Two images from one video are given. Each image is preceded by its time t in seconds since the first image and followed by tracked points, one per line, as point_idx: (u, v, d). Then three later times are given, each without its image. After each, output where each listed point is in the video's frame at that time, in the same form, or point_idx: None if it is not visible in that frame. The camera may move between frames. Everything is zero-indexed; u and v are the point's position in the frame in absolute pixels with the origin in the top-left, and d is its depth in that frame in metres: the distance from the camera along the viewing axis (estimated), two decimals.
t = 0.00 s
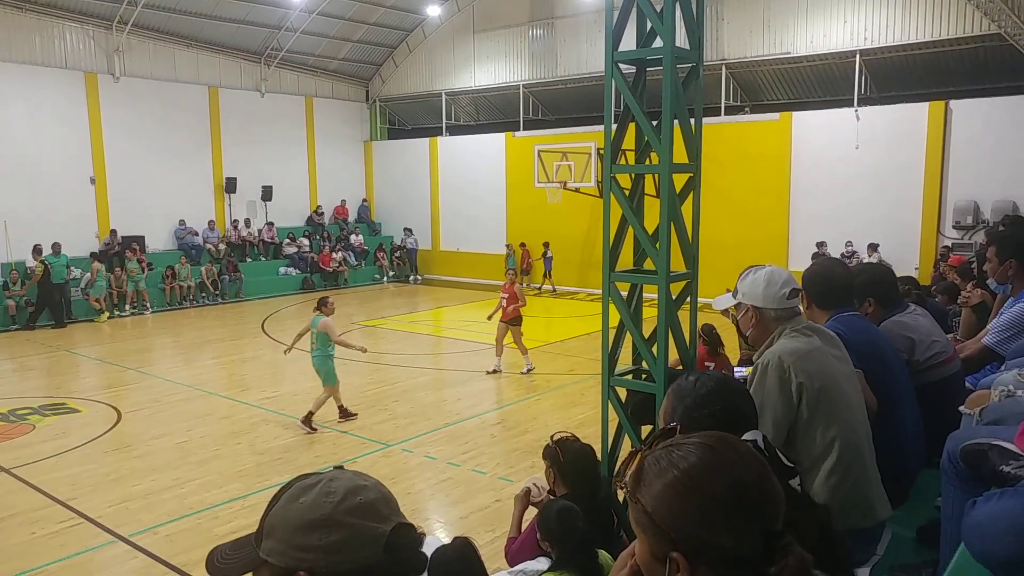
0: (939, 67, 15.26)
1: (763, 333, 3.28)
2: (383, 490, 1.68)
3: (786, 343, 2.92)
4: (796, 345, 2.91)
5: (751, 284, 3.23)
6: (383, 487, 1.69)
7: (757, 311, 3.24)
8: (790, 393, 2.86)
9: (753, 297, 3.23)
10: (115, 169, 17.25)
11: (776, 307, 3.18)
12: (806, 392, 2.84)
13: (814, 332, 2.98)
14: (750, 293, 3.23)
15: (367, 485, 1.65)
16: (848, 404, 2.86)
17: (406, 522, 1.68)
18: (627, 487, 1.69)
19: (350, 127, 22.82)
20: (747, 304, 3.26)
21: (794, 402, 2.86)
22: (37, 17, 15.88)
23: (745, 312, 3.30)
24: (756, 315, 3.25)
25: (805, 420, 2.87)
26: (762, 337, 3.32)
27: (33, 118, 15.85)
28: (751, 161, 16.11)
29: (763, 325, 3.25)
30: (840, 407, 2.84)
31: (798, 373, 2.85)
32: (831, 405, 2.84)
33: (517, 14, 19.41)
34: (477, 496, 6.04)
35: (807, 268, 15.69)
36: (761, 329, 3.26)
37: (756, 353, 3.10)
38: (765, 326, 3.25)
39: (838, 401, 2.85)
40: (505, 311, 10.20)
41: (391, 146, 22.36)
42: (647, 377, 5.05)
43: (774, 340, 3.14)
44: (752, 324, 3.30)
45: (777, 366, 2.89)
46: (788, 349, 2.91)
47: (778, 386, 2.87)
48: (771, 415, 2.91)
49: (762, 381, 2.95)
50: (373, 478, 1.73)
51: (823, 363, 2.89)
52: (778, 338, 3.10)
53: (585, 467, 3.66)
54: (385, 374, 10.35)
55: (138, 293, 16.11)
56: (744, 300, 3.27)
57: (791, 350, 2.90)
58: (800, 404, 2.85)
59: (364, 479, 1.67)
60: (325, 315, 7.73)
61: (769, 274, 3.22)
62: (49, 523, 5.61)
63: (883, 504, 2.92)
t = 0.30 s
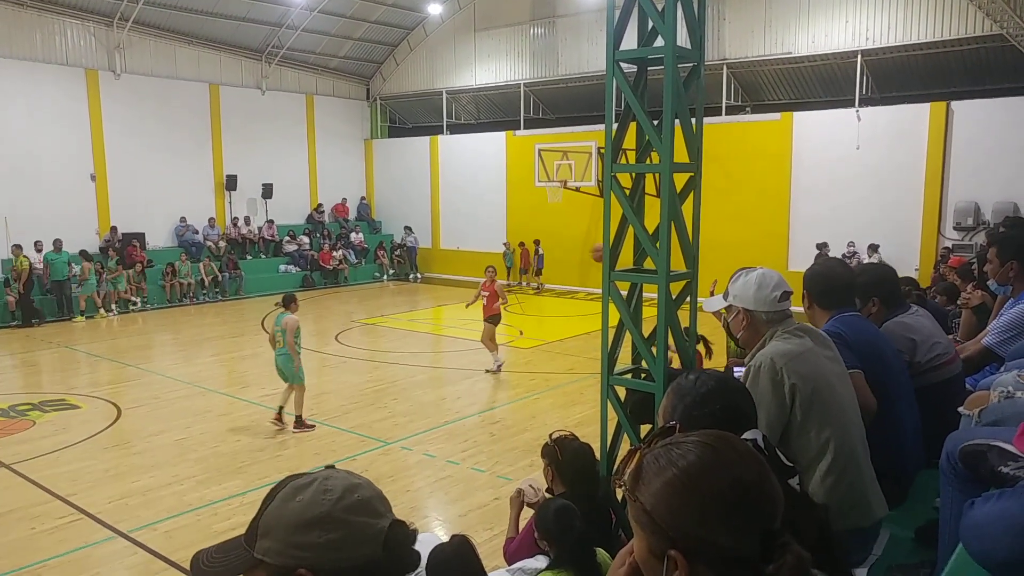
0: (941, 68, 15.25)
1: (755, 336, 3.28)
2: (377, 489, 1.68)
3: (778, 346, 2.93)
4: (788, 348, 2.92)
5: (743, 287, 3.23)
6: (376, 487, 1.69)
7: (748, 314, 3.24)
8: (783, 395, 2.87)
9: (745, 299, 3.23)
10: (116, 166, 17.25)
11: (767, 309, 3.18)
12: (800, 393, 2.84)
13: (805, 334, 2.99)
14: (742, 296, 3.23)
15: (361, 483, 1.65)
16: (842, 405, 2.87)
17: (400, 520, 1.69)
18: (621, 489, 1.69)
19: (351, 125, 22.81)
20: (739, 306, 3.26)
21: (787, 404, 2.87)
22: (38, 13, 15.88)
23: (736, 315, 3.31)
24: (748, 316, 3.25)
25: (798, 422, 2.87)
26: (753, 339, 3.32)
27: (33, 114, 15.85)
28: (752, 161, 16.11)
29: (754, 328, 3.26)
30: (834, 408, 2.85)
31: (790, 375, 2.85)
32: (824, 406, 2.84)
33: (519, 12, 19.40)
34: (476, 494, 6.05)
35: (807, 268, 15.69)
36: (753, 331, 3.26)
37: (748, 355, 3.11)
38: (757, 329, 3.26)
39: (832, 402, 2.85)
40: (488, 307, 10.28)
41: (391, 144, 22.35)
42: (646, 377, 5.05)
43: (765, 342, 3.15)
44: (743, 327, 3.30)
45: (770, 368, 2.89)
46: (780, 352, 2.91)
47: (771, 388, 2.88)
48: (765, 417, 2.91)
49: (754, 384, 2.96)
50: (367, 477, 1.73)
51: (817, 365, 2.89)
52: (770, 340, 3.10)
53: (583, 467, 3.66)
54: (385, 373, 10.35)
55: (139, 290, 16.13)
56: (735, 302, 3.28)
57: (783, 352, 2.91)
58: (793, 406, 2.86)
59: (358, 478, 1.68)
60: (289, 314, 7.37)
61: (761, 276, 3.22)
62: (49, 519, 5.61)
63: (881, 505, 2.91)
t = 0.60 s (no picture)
0: (944, 66, 15.22)
1: (757, 335, 3.28)
2: (336, 507, 1.51)
3: (780, 345, 2.94)
4: (789, 347, 2.93)
5: (744, 285, 3.24)
6: (339, 502, 1.51)
7: (750, 313, 3.25)
8: (784, 394, 2.88)
9: (747, 298, 3.23)
10: (118, 165, 17.28)
11: (769, 309, 3.19)
12: (800, 393, 2.85)
13: (806, 332, 2.99)
14: (743, 295, 3.24)
15: (313, 503, 1.50)
16: (843, 403, 2.87)
17: (358, 542, 1.50)
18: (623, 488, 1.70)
19: (353, 124, 22.82)
20: (740, 304, 3.27)
21: (788, 404, 2.88)
22: (41, 13, 15.91)
23: (737, 313, 3.32)
24: (749, 315, 3.25)
25: (800, 421, 2.88)
26: (754, 339, 3.33)
27: (36, 113, 15.89)
28: (754, 160, 16.10)
29: (755, 327, 3.26)
30: (835, 407, 2.85)
31: (791, 374, 2.86)
32: (826, 405, 2.85)
33: (521, 11, 19.40)
34: (477, 492, 6.06)
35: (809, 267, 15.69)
36: (754, 330, 3.27)
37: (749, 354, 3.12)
38: (758, 328, 3.26)
39: (833, 402, 2.86)
40: (472, 307, 10.13)
41: (393, 143, 22.37)
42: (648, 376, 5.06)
43: (767, 341, 3.15)
44: (744, 326, 3.31)
45: (771, 367, 2.90)
46: (782, 351, 2.92)
47: (772, 386, 2.89)
48: (766, 415, 2.92)
49: (756, 383, 2.96)
50: (343, 483, 1.55)
51: (818, 364, 2.89)
52: (771, 339, 3.11)
53: (584, 466, 3.67)
54: (386, 371, 10.36)
55: (142, 288, 16.11)
56: (737, 301, 3.28)
57: (784, 351, 2.91)
58: (794, 405, 2.87)
59: (320, 492, 1.52)
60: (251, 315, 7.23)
61: (763, 275, 3.23)
62: (52, 517, 5.63)
63: (883, 504, 2.92)
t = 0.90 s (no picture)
0: (956, 64, 15.12)
1: (768, 334, 3.28)
2: (350, 501, 1.51)
3: (791, 344, 2.93)
4: (801, 346, 2.92)
5: (757, 284, 3.24)
6: (353, 497, 1.51)
7: (762, 311, 3.25)
8: (795, 393, 2.87)
9: (759, 297, 3.23)
10: (128, 163, 17.36)
11: (781, 307, 3.19)
12: (811, 392, 2.85)
13: (818, 332, 2.99)
14: (755, 293, 3.24)
15: (327, 495, 1.51)
16: (854, 403, 2.86)
17: (370, 536, 1.50)
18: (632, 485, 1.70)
19: (361, 123, 22.84)
20: (752, 303, 3.27)
21: (798, 403, 2.87)
22: (53, 12, 16.01)
23: (749, 312, 3.31)
24: (761, 314, 3.25)
25: (810, 420, 2.87)
26: (765, 337, 3.32)
27: (47, 112, 15.97)
28: (763, 158, 16.04)
29: (767, 326, 3.26)
30: (846, 407, 2.84)
31: (802, 373, 2.86)
32: (837, 405, 2.84)
33: (529, 9, 19.39)
34: (485, 490, 6.07)
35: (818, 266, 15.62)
36: (766, 329, 3.27)
37: (760, 353, 3.11)
38: (770, 326, 3.26)
39: (844, 401, 2.85)
40: (455, 305, 10.04)
41: (401, 142, 22.39)
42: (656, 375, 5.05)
43: (778, 340, 3.14)
44: (756, 324, 3.30)
45: (782, 366, 2.90)
46: (793, 350, 2.92)
47: (782, 385, 2.88)
48: (776, 414, 2.92)
49: (766, 381, 2.96)
50: (357, 478, 1.55)
51: (829, 364, 2.89)
52: (784, 337, 3.10)
53: (592, 463, 3.67)
54: (394, 369, 10.38)
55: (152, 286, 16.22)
56: (749, 299, 3.28)
57: (795, 350, 2.91)
58: (805, 404, 2.86)
59: (334, 486, 1.53)
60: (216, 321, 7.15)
61: (776, 274, 3.22)
62: (64, 511, 5.67)
63: (893, 505, 2.91)
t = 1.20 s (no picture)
0: (1003, 54, 14.70)
1: (804, 326, 3.25)
2: (388, 475, 1.53)
3: (828, 336, 2.91)
4: (838, 338, 2.89)
5: (795, 276, 3.21)
6: (391, 471, 1.54)
7: (799, 304, 3.22)
8: (831, 385, 2.85)
9: (796, 289, 3.21)
10: (166, 152, 17.67)
11: (818, 299, 3.16)
12: (847, 385, 2.82)
13: (856, 325, 2.95)
14: (793, 285, 3.21)
15: (365, 470, 1.54)
16: (892, 398, 2.82)
17: (409, 508, 1.52)
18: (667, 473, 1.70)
19: (394, 114, 22.95)
20: (789, 295, 3.24)
21: (834, 395, 2.84)
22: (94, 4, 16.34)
23: (785, 304, 3.28)
24: (799, 307, 3.22)
25: (846, 413, 2.84)
26: (801, 330, 3.29)
27: (89, 101, 16.33)
28: (799, 150, 15.80)
29: (804, 318, 3.23)
30: (883, 400, 2.81)
31: (839, 366, 2.83)
32: (873, 398, 2.81)
33: None
34: (515, 479, 6.11)
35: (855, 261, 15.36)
36: (802, 321, 3.24)
37: (796, 345, 3.09)
38: (807, 319, 3.23)
39: (881, 395, 2.81)
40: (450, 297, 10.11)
41: (433, 132, 22.46)
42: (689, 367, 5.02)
43: (814, 332, 3.11)
44: (793, 317, 3.27)
45: (818, 358, 2.87)
46: (830, 342, 2.89)
47: (818, 377, 2.86)
48: (811, 406, 2.89)
49: (802, 373, 2.94)
50: (395, 454, 1.58)
51: (866, 357, 2.85)
52: (820, 329, 3.07)
53: (623, 455, 3.68)
54: (425, 358, 10.46)
55: (189, 273, 16.57)
56: (786, 291, 3.25)
57: (832, 343, 2.88)
58: (841, 397, 2.83)
59: (373, 462, 1.56)
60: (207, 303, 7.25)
61: (814, 266, 3.20)
62: (107, 489, 5.83)
63: (929, 502, 2.87)
